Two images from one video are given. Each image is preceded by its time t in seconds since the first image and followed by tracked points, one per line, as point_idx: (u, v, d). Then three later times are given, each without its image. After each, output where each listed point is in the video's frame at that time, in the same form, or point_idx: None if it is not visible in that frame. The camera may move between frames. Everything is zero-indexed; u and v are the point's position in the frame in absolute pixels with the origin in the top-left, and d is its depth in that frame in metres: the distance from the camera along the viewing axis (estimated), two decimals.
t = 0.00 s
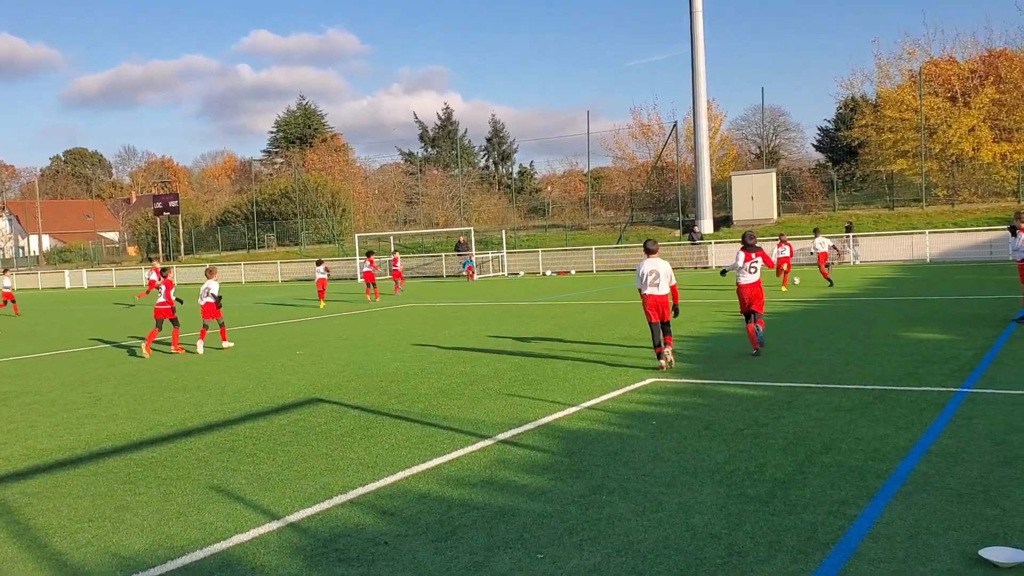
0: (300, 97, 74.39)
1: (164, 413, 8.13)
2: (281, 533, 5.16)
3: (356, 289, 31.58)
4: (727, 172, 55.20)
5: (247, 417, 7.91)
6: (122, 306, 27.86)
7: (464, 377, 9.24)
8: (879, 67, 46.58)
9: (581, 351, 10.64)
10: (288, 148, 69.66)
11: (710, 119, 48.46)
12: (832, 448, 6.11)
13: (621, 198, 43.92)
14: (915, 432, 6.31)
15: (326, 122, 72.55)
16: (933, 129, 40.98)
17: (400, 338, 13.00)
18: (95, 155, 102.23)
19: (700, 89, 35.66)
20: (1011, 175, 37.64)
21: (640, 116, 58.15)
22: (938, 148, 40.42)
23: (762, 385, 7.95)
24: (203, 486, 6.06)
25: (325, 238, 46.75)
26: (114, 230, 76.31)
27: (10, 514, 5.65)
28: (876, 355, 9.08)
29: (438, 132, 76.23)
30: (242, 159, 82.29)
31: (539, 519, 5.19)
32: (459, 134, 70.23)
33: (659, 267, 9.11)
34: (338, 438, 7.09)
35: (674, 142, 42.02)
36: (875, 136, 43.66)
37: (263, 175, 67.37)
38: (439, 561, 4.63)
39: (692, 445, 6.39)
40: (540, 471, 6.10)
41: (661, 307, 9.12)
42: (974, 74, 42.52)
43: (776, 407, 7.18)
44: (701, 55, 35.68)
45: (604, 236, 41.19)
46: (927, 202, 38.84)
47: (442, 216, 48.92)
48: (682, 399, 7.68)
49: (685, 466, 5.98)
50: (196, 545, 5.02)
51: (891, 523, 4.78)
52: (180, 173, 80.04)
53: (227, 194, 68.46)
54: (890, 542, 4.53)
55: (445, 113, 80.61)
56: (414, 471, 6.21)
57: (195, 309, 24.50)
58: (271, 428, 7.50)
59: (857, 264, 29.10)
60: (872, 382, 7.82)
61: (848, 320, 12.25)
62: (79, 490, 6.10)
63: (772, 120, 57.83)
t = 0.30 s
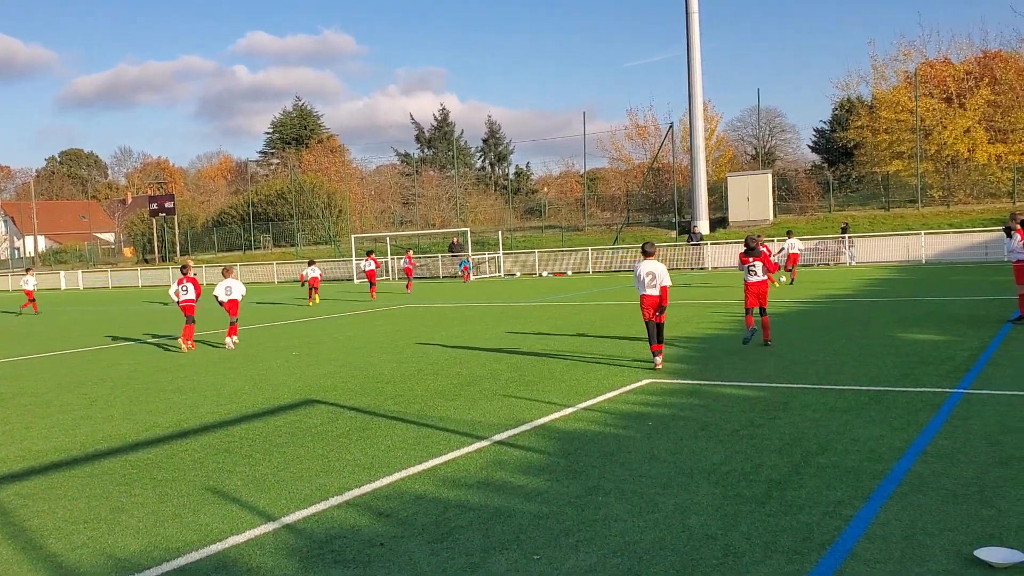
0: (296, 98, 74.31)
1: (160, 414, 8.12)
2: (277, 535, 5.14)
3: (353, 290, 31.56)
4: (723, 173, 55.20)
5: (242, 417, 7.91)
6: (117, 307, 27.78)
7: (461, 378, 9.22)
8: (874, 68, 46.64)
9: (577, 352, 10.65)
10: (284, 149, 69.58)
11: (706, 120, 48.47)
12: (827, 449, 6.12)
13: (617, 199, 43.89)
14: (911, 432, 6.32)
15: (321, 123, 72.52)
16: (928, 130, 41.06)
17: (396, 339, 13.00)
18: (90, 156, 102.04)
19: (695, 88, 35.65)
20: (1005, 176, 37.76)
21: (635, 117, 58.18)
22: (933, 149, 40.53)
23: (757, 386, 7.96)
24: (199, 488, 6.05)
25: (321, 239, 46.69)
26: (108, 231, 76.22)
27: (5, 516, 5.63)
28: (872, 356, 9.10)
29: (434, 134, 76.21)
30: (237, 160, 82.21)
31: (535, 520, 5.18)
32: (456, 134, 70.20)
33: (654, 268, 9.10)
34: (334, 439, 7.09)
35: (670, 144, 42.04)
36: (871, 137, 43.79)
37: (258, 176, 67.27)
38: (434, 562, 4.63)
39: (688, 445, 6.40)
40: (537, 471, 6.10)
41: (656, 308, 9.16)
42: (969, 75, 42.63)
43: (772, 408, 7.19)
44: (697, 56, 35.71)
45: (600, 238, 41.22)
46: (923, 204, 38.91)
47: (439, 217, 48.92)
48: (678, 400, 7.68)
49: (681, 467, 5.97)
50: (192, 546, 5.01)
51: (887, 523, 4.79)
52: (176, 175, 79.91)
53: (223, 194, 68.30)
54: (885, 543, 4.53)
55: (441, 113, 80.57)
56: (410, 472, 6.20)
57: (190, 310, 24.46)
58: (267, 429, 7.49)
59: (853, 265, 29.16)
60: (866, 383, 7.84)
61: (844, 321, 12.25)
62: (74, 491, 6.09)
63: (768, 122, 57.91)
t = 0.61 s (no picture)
0: (293, 99, 74.28)
1: (156, 416, 8.11)
2: (274, 537, 5.13)
3: (349, 292, 31.54)
4: (720, 175, 55.25)
5: (238, 420, 7.89)
6: (112, 309, 27.71)
7: (457, 380, 9.22)
8: (870, 69, 46.76)
9: (574, 353, 10.65)
10: (280, 151, 69.54)
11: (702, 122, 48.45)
12: (824, 450, 6.12)
13: (614, 201, 43.86)
14: (907, 434, 6.32)
15: (318, 124, 72.49)
16: (924, 131, 41.19)
17: (393, 341, 13.00)
18: (86, 157, 101.92)
19: (692, 90, 35.68)
20: (1001, 177, 37.85)
21: (632, 118, 58.23)
22: (929, 150, 40.63)
23: (754, 387, 7.96)
24: (195, 490, 6.04)
25: (318, 240, 46.64)
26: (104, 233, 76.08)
27: (0, 518, 5.61)
28: (867, 357, 9.11)
29: (431, 135, 76.24)
30: (233, 161, 82.18)
31: (532, 521, 5.18)
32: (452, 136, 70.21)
33: (652, 268, 9.12)
34: (330, 441, 7.08)
35: (667, 145, 42.04)
36: (867, 139, 43.81)
37: (255, 177, 67.18)
38: (431, 564, 4.62)
39: (685, 447, 6.40)
40: (533, 473, 6.09)
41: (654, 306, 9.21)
42: (965, 77, 42.85)
43: (768, 409, 7.19)
44: (693, 56, 35.73)
45: (596, 239, 41.24)
46: (919, 205, 38.95)
47: (435, 219, 48.92)
48: (674, 401, 7.68)
49: (678, 468, 5.97)
50: (188, 548, 5.01)
51: (883, 525, 4.79)
52: (172, 176, 79.78)
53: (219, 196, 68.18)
54: (883, 544, 4.54)
55: (438, 115, 80.58)
56: (407, 474, 6.20)
57: (186, 311, 24.42)
58: (263, 431, 7.48)
59: (849, 266, 29.21)
60: (863, 384, 7.85)
61: (840, 322, 12.28)
62: (69, 494, 6.08)
63: (764, 124, 58.02)
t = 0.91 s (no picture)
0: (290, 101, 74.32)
1: (153, 418, 8.10)
2: (272, 538, 5.13)
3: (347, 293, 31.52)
4: (717, 177, 55.34)
5: (235, 421, 7.88)
6: (109, 310, 27.65)
7: (454, 381, 9.22)
8: (866, 71, 46.88)
9: (570, 354, 10.67)
10: (277, 152, 69.53)
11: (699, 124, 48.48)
12: (821, 451, 6.13)
13: (611, 202, 43.84)
14: (904, 435, 6.33)
15: (315, 125, 72.48)
16: (920, 133, 41.29)
17: (390, 342, 12.99)
18: (83, 158, 101.85)
19: (688, 90, 35.72)
20: (997, 178, 37.94)
21: (628, 119, 58.30)
22: (926, 152, 40.80)
23: (751, 388, 7.97)
24: (192, 491, 6.03)
25: (316, 241, 46.62)
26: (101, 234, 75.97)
27: None
28: (864, 358, 9.13)
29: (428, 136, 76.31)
30: (230, 162, 82.18)
31: (529, 523, 5.19)
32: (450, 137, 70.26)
33: (643, 269, 9.12)
34: (328, 442, 7.09)
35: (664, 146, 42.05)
36: (863, 140, 43.90)
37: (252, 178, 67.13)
38: (429, 565, 4.62)
39: (682, 448, 6.40)
40: (531, 474, 6.10)
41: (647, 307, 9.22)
42: (960, 79, 43.01)
43: (766, 410, 7.19)
44: (690, 58, 35.77)
45: (594, 241, 41.27)
46: (915, 206, 39.02)
47: (433, 220, 48.93)
48: (671, 402, 7.70)
49: (675, 469, 5.97)
50: (186, 550, 5.00)
51: (880, 525, 4.80)
52: (169, 177, 79.73)
53: (216, 197, 68.13)
54: (880, 545, 4.54)
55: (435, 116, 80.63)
56: (404, 475, 6.19)
57: (183, 313, 24.39)
58: (260, 433, 7.47)
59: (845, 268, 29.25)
60: (859, 385, 7.85)
61: (836, 323, 12.30)
62: (66, 495, 6.07)
63: (761, 125, 58.15)
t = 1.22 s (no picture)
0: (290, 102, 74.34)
1: (153, 420, 8.10)
2: (271, 539, 5.13)
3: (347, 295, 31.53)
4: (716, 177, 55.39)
5: (234, 423, 7.88)
6: (109, 312, 27.65)
7: (453, 382, 9.22)
8: (866, 72, 46.91)
9: (569, 356, 10.66)
10: (277, 153, 69.54)
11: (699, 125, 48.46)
12: (821, 452, 6.13)
13: (611, 203, 43.81)
14: (903, 436, 6.33)
15: (314, 127, 72.50)
16: (919, 134, 41.29)
17: (389, 343, 12.98)
18: (83, 160, 101.93)
19: (687, 91, 35.72)
20: (996, 179, 37.94)
21: (628, 120, 58.32)
22: (925, 153, 40.88)
23: (751, 389, 7.97)
24: (191, 492, 6.03)
25: (315, 242, 46.58)
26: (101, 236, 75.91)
27: None
28: (862, 358, 9.13)
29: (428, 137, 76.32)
30: (230, 163, 82.21)
31: (528, 524, 5.18)
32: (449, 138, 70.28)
33: (631, 268, 9.14)
34: (328, 443, 7.09)
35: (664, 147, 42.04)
36: (863, 141, 43.89)
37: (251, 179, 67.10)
38: (429, 566, 4.62)
39: (682, 449, 6.39)
40: (531, 475, 6.10)
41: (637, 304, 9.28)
42: (959, 80, 42.99)
43: (765, 411, 7.19)
44: (689, 59, 35.78)
45: (593, 242, 41.26)
46: (914, 207, 39.01)
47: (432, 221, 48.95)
48: (671, 403, 7.70)
49: (675, 470, 5.97)
50: (185, 551, 5.00)
51: (879, 526, 4.79)
52: (168, 178, 79.73)
53: (215, 198, 68.11)
54: (880, 546, 4.54)
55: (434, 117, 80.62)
56: (404, 476, 6.19)
57: (183, 314, 24.37)
58: (260, 434, 7.48)
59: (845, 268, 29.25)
60: (858, 386, 7.86)
61: (836, 323, 12.30)
62: (65, 497, 6.07)
63: (760, 126, 58.15)
